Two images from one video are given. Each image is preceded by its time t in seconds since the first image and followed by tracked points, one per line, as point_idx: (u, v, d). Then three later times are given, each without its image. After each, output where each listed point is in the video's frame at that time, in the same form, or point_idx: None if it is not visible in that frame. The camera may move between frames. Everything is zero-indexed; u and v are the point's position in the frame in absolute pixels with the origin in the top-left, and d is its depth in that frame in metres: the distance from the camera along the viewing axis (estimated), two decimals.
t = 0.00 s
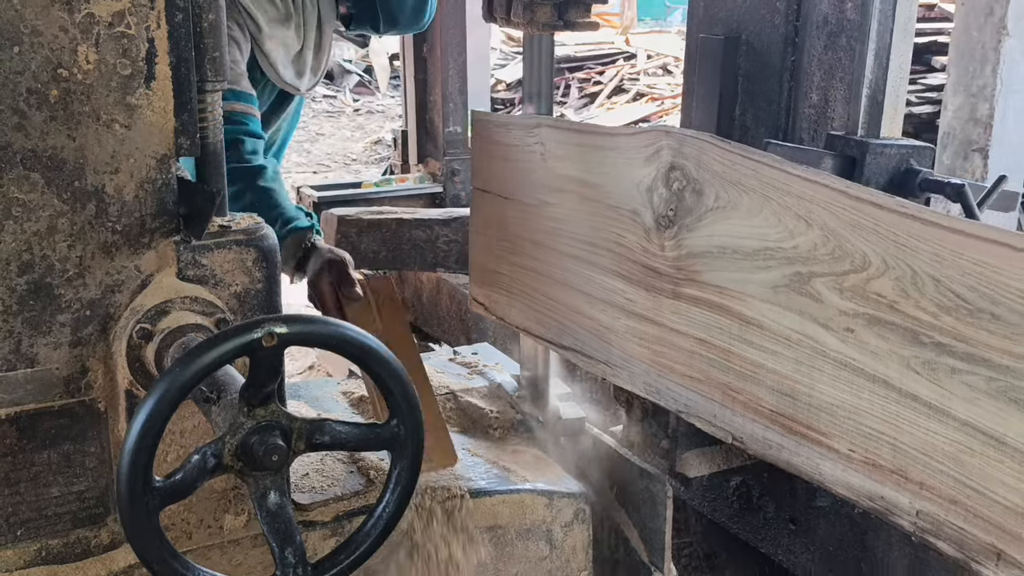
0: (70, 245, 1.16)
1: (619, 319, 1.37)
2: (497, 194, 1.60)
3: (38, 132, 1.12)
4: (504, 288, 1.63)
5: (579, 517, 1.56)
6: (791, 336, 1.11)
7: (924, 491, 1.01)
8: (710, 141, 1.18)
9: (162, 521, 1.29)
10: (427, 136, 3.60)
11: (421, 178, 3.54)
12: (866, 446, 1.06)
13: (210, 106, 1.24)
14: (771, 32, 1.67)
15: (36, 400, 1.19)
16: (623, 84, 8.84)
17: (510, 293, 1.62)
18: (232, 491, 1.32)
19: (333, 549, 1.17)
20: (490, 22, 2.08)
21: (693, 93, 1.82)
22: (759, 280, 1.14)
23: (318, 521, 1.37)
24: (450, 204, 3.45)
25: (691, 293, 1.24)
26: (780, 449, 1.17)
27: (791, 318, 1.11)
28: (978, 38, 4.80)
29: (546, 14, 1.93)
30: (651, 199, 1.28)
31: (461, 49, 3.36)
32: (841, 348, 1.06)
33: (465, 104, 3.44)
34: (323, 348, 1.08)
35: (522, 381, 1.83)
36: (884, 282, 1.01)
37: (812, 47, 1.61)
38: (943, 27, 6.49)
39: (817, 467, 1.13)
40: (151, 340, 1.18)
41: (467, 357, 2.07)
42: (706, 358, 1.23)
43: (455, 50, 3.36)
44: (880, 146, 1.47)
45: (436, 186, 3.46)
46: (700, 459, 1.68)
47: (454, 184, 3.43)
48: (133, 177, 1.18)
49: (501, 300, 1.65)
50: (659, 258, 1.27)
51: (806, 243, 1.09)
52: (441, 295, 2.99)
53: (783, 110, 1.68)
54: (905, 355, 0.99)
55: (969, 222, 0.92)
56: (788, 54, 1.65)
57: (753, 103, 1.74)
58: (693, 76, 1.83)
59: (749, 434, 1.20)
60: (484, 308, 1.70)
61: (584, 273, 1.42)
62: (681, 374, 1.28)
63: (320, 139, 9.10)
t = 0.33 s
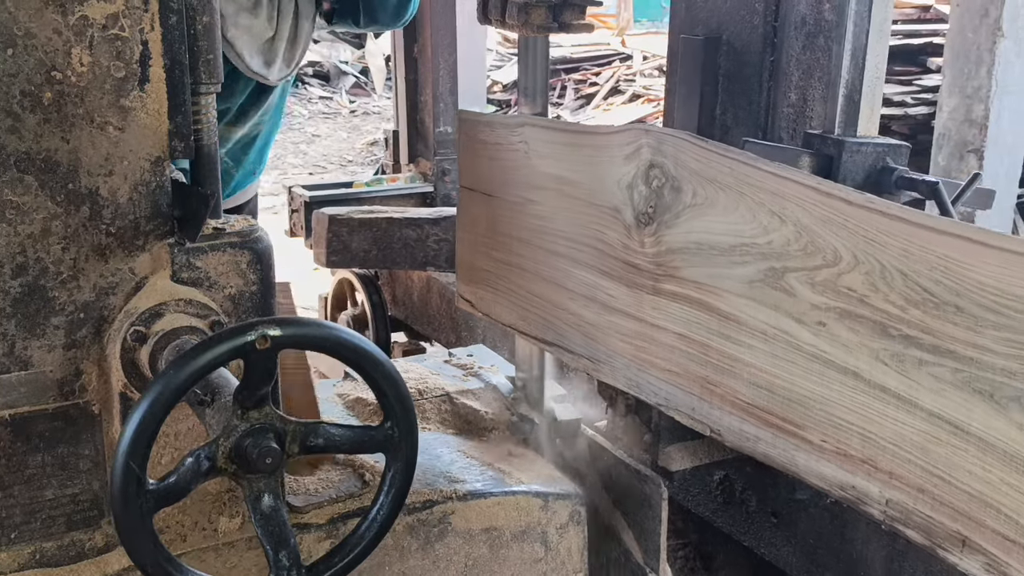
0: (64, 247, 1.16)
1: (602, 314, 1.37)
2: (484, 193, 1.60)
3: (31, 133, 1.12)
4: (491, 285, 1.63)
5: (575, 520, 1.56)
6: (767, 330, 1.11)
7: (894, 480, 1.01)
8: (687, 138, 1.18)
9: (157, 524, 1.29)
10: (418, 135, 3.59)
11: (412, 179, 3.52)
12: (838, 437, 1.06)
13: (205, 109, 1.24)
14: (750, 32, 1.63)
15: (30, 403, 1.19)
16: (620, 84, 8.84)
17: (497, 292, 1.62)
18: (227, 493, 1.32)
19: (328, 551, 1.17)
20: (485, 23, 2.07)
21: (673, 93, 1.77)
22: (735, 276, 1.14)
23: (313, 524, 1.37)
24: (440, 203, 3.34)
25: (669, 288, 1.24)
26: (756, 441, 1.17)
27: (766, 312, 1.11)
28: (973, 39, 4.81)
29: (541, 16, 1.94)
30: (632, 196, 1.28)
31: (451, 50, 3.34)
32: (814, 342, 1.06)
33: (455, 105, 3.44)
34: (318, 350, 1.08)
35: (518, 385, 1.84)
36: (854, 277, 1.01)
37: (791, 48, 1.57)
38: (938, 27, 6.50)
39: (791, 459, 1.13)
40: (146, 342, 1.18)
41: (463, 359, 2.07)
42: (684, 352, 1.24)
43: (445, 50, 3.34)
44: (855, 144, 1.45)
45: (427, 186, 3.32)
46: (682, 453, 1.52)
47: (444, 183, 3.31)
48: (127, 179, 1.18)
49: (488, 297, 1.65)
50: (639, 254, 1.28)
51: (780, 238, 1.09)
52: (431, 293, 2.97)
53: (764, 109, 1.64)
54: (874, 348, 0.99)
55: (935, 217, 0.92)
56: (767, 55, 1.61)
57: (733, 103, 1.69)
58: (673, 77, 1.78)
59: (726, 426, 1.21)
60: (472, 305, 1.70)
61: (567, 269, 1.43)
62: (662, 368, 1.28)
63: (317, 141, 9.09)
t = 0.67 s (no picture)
0: (55, 248, 1.16)
1: (583, 309, 1.37)
2: (468, 190, 1.60)
3: (22, 134, 1.11)
4: (476, 282, 1.63)
5: (568, 520, 1.55)
6: (741, 323, 1.11)
7: (865, 470, 1.01)
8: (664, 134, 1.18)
9: (148, 526, 1.29)
10: (408, 135, 3.58)
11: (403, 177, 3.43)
12: (810, 427, 1.06)
13: (196, 109, 1.23)
14: (729, 32, 1.69)
15: (21, 404, 1.18)
16: (615, 86, 8.85)
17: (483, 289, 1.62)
18: (219, 495, 1.31)
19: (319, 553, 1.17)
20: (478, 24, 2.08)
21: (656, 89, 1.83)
22: (712, 270, 1.14)
23: (306, 525, 1.37)
24: (432, 203, 3.17)
25: (648, 283, 1.24)
26: (732, 433, 1.17)
27: (741, 306, 1.11)
28: (968, 40, 4.82)
29: (535, 17, 1.93)
30: (612, 193, 1.28)
31: (441, 51, 3.34)
32: (788, 334, 1.06)
33: (445, 104, 3.45)
34: (308, 351, 1.07)
35: (511, 385, 1.84)
36: (825, 271, 1.01)
37: (770, 47, 1.63)
38: (931, 28, 6.52)
39: (766, 450, 1.13)
40: (137, 343, 1.17)
41: (458, 360, 2.06)
42: (662, 346, 1.24)
43: (435, 50, 3.34)
44: (832, 142, 1.56)
45: (419, 185, 3.20)
46: (665, 447, 1.66)
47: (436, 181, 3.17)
48: (118, 180, 1.18)
49: (472, 293, 1.65)
50: (619, 250, 1.28)
51: (754, 233, 1.09)
52: (422, 292, 2.96)
53: (743, 107, 1.69)
54: (845, 340, 1.00)
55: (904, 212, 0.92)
56: (745, 54, 1.66)
57: (714, 101, 1.75)
58: (655, 74, 1.84)
59: (704, 418, 1.21)
60: (458, 302, 1.70)
61: (549, 265, 1.43)
62: (642, 362, 1.28)
63: (312, 142, 9.09)
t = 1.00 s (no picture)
0: (44, 249, 1.15)
1: (567, 306, 1.37)
2: (454, 187, 1.59)
3: (11, 134, 1.11)
4: (463, 279, 1.62)
5: (562, 522, 1.54)
6: (718, 318, 1.12)
7: (838, 461, 1.02)
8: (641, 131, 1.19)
9: (138, 529, 1.28)
10: (399, 135, 3.55)
11: (392, 176, 3.42)
12: (786, 419, 1.07)
13: (187, 110, 1.23)
14: (710, 30, 1.82)
15: (10, 407, 1.18)
16: (610, 87, 8.85)
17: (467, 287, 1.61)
18: (210, 497, 1.31)
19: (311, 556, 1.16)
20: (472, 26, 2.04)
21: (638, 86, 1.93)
22: (691, 266, 1.14)
23: (298, 528, 1.36)
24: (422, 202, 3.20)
25: (629, 280, 1.24)
26: (711, 426, 1.18)
27: (718, 301, 1.11)
28: (962, 40, 4.83)
29: (528, 18, 1.93)
30: (594, 190, 1.28)
31: (430, 51, 3.37)
32: (764, 329, 1.06)
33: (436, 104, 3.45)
34: (298, 354, 1.07)
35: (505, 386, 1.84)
36: (799, 265, 1.02)
37: (749, 45, 1.76)
38: (926, 28, 6.52)
39: (743, 443, 1.13)
40: (128, 345, 1.16)
41: (452, 363, 2.06)
42: (643, 341, 1.24)
43: (424, 50, 3.36)
44: (810, 141, 1.66)
45: (409, 184, 3.19)
46: (648, 441, 1.68)
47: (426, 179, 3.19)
48: (108, 180, 1.17)
49: (459, 291, 1.65)
50: (601, 247, 1.28)
51: (731, 229, 1.09)
52: (411, 291, 2.95)
53: (724, 104, 1.83)
54: (818, 333, 1.00)
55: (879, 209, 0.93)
56: (726, 53, 1.80)
57: (694, 98, 1.89)
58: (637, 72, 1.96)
59: (684, 412, 1.21)
60: (444, 298, 1.70)
61: (533, 262, 1.42)
62: (624, 358, 1.28)
63: (307, 143, 9.08)
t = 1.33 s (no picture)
0: (36, 250, 1.14)
1: (552, 301, 1.47)
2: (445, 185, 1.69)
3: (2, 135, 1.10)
4: (452, 274, 1.73)
5: (557, 523, 1.54)
6: (699, 313, 1.21)
7: (813, 453, 1.10)
8: (625, 131, 1.27)
9: (131, 531, 1.27)
10: (391, 135, 3.55)
11: (384, 176, 3.41)
12: (765, 413, 1.15)
13: (180, 110, 1.22)
14: (694, 30, 1.81)
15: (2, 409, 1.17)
16: (607, 87, 8.84)
17: (459, 279, 1.71)
18: (203, 500, 1.30)
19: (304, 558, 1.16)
20: (466, 24, 2.02)
21: (623, 90, 1.93)
22: (672, 262, 1.23)
23: (292, 530, 1.35)
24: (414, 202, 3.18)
25: (614, 276, 1.33)
26: (693, 420, 1.27)
27: (699, 296, 1.20)
28: (957, 41, 4.84)
29: (522, 18, 1.92)
30: (578, 187, 1.37)
31: (421, 51, 3.35)
32: (743, 323, 1.15)
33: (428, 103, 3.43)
34: (290, 355, 1.06)
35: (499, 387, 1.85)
36: (777, 261, 1.10)
37: (733, 45, 1.76)
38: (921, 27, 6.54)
39: (724, 435, 1.23)
40: (120, 347, 1.15)
41: (447, 363, 2.05)
42: (629, 337, 1.33)
43: (415, 50, 3.35)
44: (791, 138, 1.70)
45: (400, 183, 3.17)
46: (633, 438, 1.67)
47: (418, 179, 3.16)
48: (101, 181, 1.16)
49: (448, 288, 1.75)
50: (586, 243, 1.37)
51: (711, 225, 1.18)
52: (402, 290, 2.96)
53: (708, 104, 1.82)
54: (795, 327, 1.09)
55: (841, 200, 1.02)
56: (710, 52, 1.80)
57: (679, 98, 1.88)
58: (624, 70, 1.92)
59: (667, 407, 1.30)
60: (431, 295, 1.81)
61: (521, 260, 1.52)
62: (609, 354, 1.38)
63: (303, 143, 9.07)
